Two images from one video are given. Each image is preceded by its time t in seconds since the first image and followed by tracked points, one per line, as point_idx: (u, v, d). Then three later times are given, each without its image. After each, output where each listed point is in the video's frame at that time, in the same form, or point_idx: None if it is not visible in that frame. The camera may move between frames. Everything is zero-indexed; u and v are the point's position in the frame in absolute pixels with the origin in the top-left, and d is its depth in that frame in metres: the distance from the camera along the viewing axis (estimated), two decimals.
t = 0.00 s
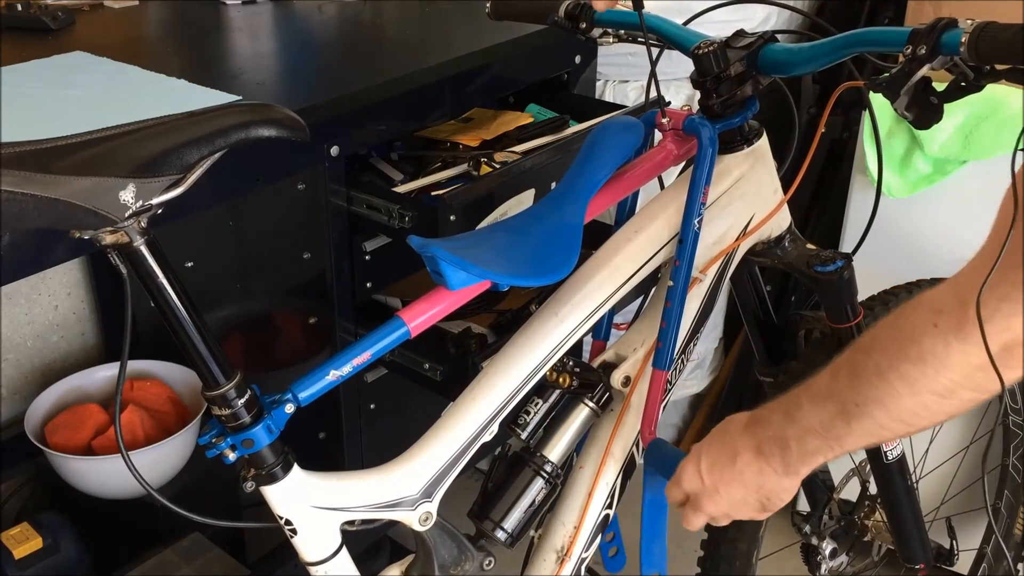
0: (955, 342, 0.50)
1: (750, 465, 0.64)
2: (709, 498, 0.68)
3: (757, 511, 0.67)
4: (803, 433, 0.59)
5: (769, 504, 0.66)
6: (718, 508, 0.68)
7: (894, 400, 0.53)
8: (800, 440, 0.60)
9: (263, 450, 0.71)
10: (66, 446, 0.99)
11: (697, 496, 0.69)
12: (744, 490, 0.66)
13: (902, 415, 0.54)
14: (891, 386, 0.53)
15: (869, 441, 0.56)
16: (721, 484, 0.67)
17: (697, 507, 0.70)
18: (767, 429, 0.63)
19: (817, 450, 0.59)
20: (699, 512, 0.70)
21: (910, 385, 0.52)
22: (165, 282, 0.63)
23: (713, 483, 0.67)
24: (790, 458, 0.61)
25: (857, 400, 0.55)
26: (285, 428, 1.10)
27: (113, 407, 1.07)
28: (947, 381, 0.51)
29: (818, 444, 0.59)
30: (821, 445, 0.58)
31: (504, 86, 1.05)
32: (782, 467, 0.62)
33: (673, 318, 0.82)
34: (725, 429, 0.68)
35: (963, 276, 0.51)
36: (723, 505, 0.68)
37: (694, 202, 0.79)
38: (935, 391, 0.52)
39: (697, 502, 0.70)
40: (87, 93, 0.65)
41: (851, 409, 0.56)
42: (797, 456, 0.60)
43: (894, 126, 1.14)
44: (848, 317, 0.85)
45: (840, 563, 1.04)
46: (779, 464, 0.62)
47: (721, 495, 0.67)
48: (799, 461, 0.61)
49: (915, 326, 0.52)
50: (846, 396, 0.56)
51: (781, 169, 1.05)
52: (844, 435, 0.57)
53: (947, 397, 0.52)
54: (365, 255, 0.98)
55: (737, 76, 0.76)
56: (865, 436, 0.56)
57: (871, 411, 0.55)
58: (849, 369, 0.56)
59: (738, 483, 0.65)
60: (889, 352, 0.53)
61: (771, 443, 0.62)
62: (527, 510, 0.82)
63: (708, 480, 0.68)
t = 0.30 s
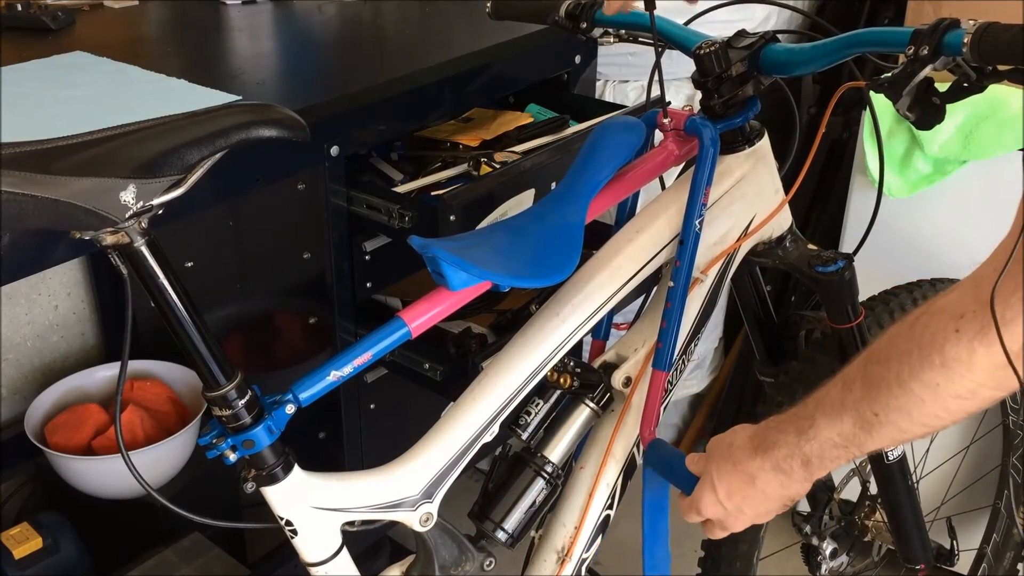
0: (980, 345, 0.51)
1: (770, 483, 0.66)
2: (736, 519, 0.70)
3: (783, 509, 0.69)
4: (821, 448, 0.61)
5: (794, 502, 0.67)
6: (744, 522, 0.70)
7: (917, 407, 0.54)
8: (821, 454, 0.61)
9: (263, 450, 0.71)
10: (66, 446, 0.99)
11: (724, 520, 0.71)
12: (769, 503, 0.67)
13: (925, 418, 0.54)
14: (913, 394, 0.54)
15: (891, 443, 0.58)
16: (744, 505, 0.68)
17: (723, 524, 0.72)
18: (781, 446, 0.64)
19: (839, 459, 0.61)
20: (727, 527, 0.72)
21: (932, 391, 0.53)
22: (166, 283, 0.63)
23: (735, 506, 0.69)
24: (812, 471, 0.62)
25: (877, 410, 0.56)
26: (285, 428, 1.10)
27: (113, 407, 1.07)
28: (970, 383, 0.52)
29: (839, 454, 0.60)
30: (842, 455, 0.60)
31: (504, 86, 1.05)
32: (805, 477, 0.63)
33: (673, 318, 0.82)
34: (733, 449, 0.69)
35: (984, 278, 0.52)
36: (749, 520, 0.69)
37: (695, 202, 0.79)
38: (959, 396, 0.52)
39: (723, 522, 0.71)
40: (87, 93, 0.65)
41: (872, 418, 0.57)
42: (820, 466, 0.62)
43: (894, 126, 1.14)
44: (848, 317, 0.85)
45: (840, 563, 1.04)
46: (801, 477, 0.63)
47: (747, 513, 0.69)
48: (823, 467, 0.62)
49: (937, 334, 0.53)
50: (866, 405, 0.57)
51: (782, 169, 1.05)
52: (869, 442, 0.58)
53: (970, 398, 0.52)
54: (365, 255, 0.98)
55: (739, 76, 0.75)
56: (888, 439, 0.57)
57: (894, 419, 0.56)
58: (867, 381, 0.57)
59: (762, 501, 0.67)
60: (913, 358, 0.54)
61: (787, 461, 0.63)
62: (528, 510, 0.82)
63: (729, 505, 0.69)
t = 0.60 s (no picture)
0: (975, 346, 0.51)
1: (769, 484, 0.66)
2: (735, 520, 0.70)
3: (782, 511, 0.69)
4: (819, 448, 0.61)
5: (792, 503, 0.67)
6: (742, 523, 0.70)
7: (913, 408, 0.54)
8: (819, 454, 0.61)
9: (263, 450, 0.71)
10: (66, 446, 0.99)
11: (724, 521, 0.71)
12: (769, 504, 0.67)
13: (921, 418, 0.54)
14: (909, 395, 0.54)
15: (889, 444, 0.58)
16: (742, 506, 0.68)
17: (722, 525, 0.72)
18: (779, 445, 0.64)
19: (837, 459, 0.61)
20: (726, 528, 0.72)
21: (928, 391, 0.53)
22: (166, 282, 0.63)
23: (733, 506, 0.69)
24: (810, 471, 0.62)
25: (874, 411, 0.56)
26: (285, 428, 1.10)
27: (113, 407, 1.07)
28: (966, 383, 0.52)
29: (837, 454, 0.60)
30: (840, 455, 0.60)
31: (504, 86, 1.05)
32: (802, 477, 0.63)
33: (673, 318, 0.82)
34: (732, 449, 0.69)
35: (979, 277, 0.52)
36: (748, 521, 0.69)
37: (694, 202, 0.79)
38: (954, 397, 0.52)
39: (721, 522, 0.71)
40: (88, 93, 0.65)
41: (869, 419, 0.57)
42: (817, 467, 0.62)
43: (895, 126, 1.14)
44: (848, 317, 0.85)
45: (840, 563, 1.04)
46: (800, 476, 0.63)
47: (745, 514, 0.69)
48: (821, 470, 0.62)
49: (932, 333, 0.53)
50: (863, 406, 0.57)
51: (781, 169, 1.04)
52: (866, 444, 0.58)
53: (966, 398, 0.52)
54: (364, 255, 0.96)
55: (738, 76, 0.75)
56: (885, 440, 0.57)
57: (891, 420, 0.56)
58: (863, 382, 0.58)
59: (761, 501, 0.67)
60: (908, 358, 0.54)
61: (785, 461, 0.63)
62: (527, 510, 0.82)
63: (728, 506, 0.69)
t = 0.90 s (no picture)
0: (981, 348, 0.51)
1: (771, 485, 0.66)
2: (736, 520, 0.70)
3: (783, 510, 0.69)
4: (821, 448, 0.61)
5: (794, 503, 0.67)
6: (744, 523, 0.70)
7: (917, 409, 0.54)
8: (821, 454, 0.61)
9: (263, 450, 0.71)
10: (66, 446, 0.99)
11: (724, 521, 0.71)
12: (771, 503, 0.67)
13: (925, 419, 0.55)
14: (914, 397, 0.54)
15: (892, 445, 0.58)
16: (742, 505, 0.68)
17: (723, 525, 0.72)
18: (781, 444, 0.64)
19: (839, 459, 0.61)
20: (727, 528, 0.72)
21: (933, 393, 0.53)
22: (166, 282, 0.63)
23: (734, 506, 0.69)
24: (812, 470, 0.63)
25: (878, 412, 0.57)
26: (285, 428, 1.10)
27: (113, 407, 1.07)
28: (971, 385, 0.52)
29: (839, 454, 0.60)
30: (843, 455, 0.60)
31: (504, 87, 1.05)
32: (804, 477, 0.63)
33: (673, 318, 0.82)
34: (733, 449, 0.69)
35: (984, 279, 0.51)
36: (749, 520, 0.69)
37: (695, 202, 0.79)
38: (959, 399, 0.52)
39: (722, 521, 0.71)
40: (88, 93, 0.65)
41: (873, 419, 0.57)
42: (820, 467, 0.62)
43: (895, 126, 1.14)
44: (848, 317, 0.85)
45: (840, 563, 1.04)
46: (802, 476, 0.63)
47: (746, 513, 0.69)
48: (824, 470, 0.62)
49: (938, 335, 0.53)
50: (867, 407, 0.58)
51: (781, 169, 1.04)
52: (869, 444, 0.58)
53: (971, 400, 0.52)
54: (365, 255, 0.97)
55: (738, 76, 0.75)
56: (888, 440, 0.57)
57: (895, 421, 0.56)
58: (867, 383, 0.58)
59: (763, 501, 0.67)
60: (913, 360, 0.54)
61: (788, 460, 0.64)
62: (527, 510, 0.82)
63: (730, 506, 0.69)
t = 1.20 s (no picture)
0: (981, 348, 0.51)
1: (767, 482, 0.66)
2: (733, 517, 0.70)
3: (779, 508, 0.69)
4: (818, 445, 0.61)
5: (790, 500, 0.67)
6: (740, 520, 0.70)
7: (915, 408, 0.54)
8: (817, 452, 0.61)
9: (263, 450, 0.71)
10: (66, 446, 0.99)
11: (720, 517, 0.71)
12: (768, 500, 0.67)
13: (922, 418, 0.55)
14: (912, 395, 0.54)
15: (888, 443, 0.58)
16: (738, 502, 0.68)
17: (720, 523, 0.72)
18: (778, 441, 0.64)
19: (835, 457, 0.61)
20: (723, 525, 0.72)
21: (931, 392, 0.53)
22: (165, 282, 0.63)
23: (730, 502, 0.69)
24: (808, 468, 0.63)
25: (875, 409, 0.57)
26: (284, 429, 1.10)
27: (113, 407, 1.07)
28: (970, 384, 0.52)
29: (836, 452, 0.60)
30: (839, 453, 0.60)
31: (504, 86, 1.05)
32: (801, 475, 0.63)
33: (673, 318, 0.82)
34: (730, 446, 0.69)
35: (986, 278, 0.51)
36: (745, 518, 0.70)
37: (694, 202, 0.79)
38: (957, 397, 0.53)
39: (718, 518, 0.71)
40: (88, 93, 0.65)
41: (870, 417, 0.57)
42: (816, 465, 0.62)
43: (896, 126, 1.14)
44: (847, 317, 0.85)
45: (839, 563, 1.04)
46: (798, 473, 0.63)
47: (742, 510, 0.69)
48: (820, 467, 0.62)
49: (937, 334, 0.53)
50: (864, 405, 0.58)
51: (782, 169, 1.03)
52: (866, 443, 0.58)
53: (969, 399, 0.52)
54: (365, 254, 0.97)
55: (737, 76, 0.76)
56: (884, 438, 0.57)
57: (892, 419, 0.56)
58: (865, 381, 0.58)
59: (759, 498, 0.67)
60: (912, 359, 0.54)
61: (784, 457, 0.64)
62: (527, 509, 0.82)
63: (726, 503, 0.69)
